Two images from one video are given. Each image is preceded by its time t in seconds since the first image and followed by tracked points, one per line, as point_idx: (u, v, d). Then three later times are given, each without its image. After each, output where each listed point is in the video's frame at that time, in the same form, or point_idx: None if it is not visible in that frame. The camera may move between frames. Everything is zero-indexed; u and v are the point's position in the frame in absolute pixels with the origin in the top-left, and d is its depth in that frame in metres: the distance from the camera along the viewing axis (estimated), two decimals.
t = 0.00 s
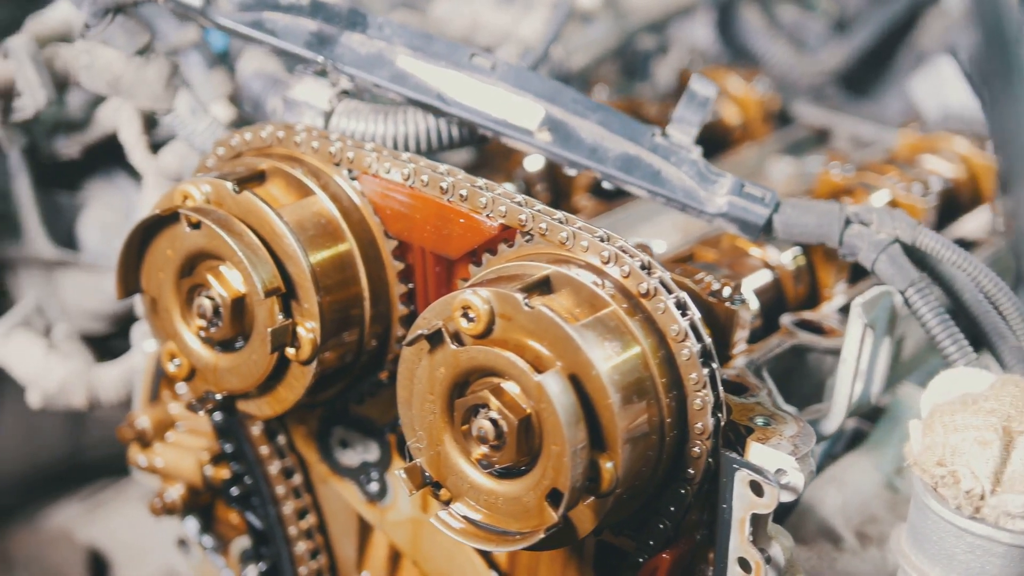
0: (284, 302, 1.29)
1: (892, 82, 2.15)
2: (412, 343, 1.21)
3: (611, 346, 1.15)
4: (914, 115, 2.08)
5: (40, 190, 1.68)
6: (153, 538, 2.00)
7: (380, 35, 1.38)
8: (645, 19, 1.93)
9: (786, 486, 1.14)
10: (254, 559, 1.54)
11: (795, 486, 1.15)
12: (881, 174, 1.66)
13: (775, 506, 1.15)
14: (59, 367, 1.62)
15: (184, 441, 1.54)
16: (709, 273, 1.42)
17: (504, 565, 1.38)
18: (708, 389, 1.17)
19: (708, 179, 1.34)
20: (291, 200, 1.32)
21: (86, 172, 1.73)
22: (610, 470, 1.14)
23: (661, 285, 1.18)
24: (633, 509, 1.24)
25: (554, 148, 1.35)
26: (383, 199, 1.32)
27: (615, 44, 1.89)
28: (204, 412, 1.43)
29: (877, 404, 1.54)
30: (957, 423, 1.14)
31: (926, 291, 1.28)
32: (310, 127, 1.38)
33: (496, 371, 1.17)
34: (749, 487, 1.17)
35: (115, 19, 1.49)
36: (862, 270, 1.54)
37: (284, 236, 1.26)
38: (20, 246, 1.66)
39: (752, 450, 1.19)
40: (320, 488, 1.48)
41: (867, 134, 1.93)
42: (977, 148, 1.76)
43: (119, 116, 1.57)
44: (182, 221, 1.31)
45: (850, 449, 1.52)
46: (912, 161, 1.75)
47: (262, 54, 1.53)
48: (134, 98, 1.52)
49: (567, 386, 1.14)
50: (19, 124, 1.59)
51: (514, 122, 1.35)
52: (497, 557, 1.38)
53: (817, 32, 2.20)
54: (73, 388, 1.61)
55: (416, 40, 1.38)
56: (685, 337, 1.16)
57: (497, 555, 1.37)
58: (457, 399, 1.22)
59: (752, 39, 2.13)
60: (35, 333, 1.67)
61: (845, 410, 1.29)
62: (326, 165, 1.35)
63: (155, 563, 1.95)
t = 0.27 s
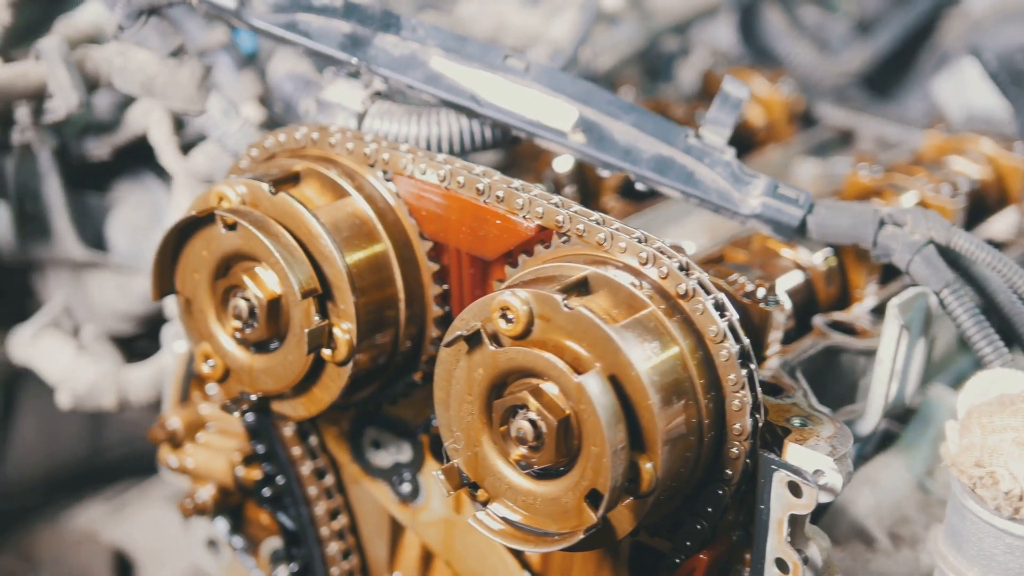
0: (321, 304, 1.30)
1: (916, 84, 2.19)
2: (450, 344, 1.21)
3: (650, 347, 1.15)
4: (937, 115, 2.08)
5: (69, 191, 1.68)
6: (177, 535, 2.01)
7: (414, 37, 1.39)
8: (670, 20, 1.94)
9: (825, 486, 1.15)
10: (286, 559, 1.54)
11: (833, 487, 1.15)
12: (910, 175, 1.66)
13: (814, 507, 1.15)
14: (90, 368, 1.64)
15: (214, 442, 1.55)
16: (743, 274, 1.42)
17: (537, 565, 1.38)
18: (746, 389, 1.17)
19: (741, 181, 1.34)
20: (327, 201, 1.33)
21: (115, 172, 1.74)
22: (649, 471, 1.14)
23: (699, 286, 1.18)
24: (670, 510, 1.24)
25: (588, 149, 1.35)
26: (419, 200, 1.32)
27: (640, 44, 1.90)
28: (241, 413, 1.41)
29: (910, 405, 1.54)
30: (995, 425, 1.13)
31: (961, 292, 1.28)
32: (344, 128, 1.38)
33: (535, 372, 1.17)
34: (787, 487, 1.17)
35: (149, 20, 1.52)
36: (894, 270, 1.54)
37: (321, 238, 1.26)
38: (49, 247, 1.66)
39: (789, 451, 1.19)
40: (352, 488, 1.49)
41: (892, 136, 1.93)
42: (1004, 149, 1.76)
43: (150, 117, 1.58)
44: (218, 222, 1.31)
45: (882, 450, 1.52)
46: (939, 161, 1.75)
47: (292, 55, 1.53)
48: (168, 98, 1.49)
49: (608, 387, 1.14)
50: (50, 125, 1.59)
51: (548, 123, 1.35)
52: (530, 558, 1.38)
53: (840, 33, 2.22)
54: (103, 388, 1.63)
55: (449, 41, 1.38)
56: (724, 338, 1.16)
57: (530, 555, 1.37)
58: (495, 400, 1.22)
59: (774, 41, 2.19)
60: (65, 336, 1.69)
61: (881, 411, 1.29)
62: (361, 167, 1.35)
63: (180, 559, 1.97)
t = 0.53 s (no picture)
0: (351, 302, 1.30)
1: (934, 83, 2.19)
2: (483, 343, 1.21)
3: (683, 345, 1.15)
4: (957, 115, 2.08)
5: (95, 190, 1.69)
6: (199, 533, 2.02)
7: (442, 36, 1.39)
8: (692, 19, 1.94)
9: (857, 485, 1.15)
10: (314, 558, 1.54)
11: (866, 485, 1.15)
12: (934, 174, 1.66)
13: (846, 506, 1.15)
14: (115, 367, 1.64)
15: (240, 441, 1.56)
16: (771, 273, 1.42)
17: (565, 564, 1.38)
18: (779, 388, 1.17)
19: (770, 180, 1.34)
20: (356, 200, 1.33)
21: (140, 172, 1.74)
22: (683, 469, 1.14)
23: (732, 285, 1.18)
24: (702, 509, 1.24)
25: (617, 149, 1.35)
26: (448, 199, 1.32)
27: (662, 43, 1.91)
28: (269, 411, 1.42)
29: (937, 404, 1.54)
30: None
31: (991, 291, 1.28)
32: (372, 127, 1.38)
33: (568, 371, 1.17)
34: (820, 486, 1.17)
35: (178, 20, 1.53)
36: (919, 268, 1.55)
37: (351, 236, 1.27)
38: (74, 246, 1.67)
39: (822, 449, 1.19)
40: (379, 487, 1.49)
41: (914, 134, 1.94)
42: None
43: (176, 117, 1.58)
44: (248, 221, 1.31)
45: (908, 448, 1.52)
46: (962, 160, 1.76)
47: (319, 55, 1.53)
48: (196, 97, 1.49)
49: (642, 385, 1.14)
50: (76, 125, 1.61)
51: (577, 123, 1.35)
52: (558, 556, 1.38)
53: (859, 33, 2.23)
54: (129, 388, 1.63)
55: (478, 41, 1.39)
56: (756, 337, 1.16)
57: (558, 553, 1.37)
58: (527, 398, 1.22)
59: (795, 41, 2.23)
60: (89, 335, 1.69)
61: (912, 410, 1.30)
62: (390, 166, 1.36)
63: (201, 556, 2.00)
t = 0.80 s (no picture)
0: (383, 301, 1.30)
1: (954, 84, 2.21)
2: (517, 342, 1.21)
3: (718, 344, 1.15)
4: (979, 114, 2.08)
5: (122, 189, 1.71)
6: (220, 531, 2.03)
7: (473, 35, 1.39)
8: (715, 19, 1.96)
9: (892, 484, 1.14)
10: (342, 556, 1.56)
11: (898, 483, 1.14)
12: (960, 174, 1.67)
13: (881, 505, 1.14)
14: (142, 365, 1.65)
15: (268, 440, 1.56)
16: (801, 271, 1.42)
17: (594, 563, 1.38)
18: (813, 387, 1.17)
19: (801, 179, 1.33)
20: (388, 199, 1.33)
21: (165, 171, 1.75)
22: (718, 468, 1.15)
23: (766, 284, 1.18)
24: (735, 509, 1.24)
25: (647, 148, 1.35)
26: (480, 198, 1.32)
27: (684, 42, 1.92)
28: (299, 409, 1.43)
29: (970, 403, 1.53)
30: None
31: None
32: (403, 126, 1.39)
33: (603, 370, 1.17)
34: (853, 485, 1.17)
35: (208, 19, 1.53)
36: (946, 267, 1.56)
37: (384, 235, 1.27)
38: (100, 245, 1.69)
39: (855, 448, 1.19)
40: (407, 486, 1.49)
41: (937, 134, 1.94)
42: None
43: (202, 116, 1.59)
44: (280, 220, 1.31)
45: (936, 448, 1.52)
46: (987, 160, 1.76)
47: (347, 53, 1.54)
48: (225, 96, 1.50)
49: (677, 384, 1.14)
50: (103, 124, 1.63)
51: (608, 122, 1.35)
52: (587, 555, 1.38)
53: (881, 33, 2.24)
54: (155, 385, 1.64)
55: (508, 40, 1.38)
56: (791, 336, 1.16)
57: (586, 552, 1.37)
58: (561, 397, 1.22)
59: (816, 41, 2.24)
60: (115, 333, 1.70)
61: (944, 409, 1.30)
62: (422, 165, 1.36)
63: (221, 555, 2.00)
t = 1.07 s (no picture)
0: (412, 303, 1.30)
1: (973, 81, 2.30)
2: (549, 344, 1.22)
3: (751, 345, 1.14)
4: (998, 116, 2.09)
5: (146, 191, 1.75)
6: (238, 532, 2.03)
7: (501, 38, 1.40)
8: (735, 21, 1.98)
9: (924, 484, 1.14)
10: (368, 557, 1.57)
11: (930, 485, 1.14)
12: (983, 176, 1.68)
13: (913, 506, 1.14)
14: (165, 366, 1.67)
15: (293, 442, 1.57)
16: (829, 272, 1.42)
17: (622, 564, 1.37)
18: (846, 388, 1.16)
19: (829, 180, 1.33)
20: (417, 201, 1.33)
21: (188, 172, 1.80)
22: (751, 469, 1.14)
23: (798, 285, 1.17)
24: (766, 511, 1.24)
25: (675, 150, 1.35)
26: (509, 201, 1.33)
27: (705, 44, 1.95)
28: (328, 412, 1.43)
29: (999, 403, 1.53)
30: None
31: None
32: (431, 128, 1.40)
33: (635, 371, 1.17)
34: (885, 486, 1.17)
35: (236, 21, 1.54)
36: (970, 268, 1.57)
37: (415, 237, 1.27)
38: (125, 247, 1.73)
39: (886, 449, 1.19)
40: (433, 487, 1.50)
41: (957, 136, 1.96)
42: None
43: (227, 117, 1.60)
44: (309, 222, 1.32)
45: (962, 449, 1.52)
46: (1009, 162, 1.77)
47: (373, 56, 1.57)
48: (253, 99, 1.53)
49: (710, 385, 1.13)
50: (128, 127, 1.69)
51: (636, 124, 1.35)
52: (614, 556, 1.38)
53: (900, 30, 2.30)
54: (179, 388, 1.65)
55: (536, 43, 1.39)
56: (823, 338, 1.15)
57: (613, 553, 1.37)
58: (592, 399, 1.22)
59: (833, 43, 2.28)
60: (138, 336, 1.73)
61: (973, 409, 1.31)
62: (451, 167, 1.36)
63: (240, 557, 1.99)
